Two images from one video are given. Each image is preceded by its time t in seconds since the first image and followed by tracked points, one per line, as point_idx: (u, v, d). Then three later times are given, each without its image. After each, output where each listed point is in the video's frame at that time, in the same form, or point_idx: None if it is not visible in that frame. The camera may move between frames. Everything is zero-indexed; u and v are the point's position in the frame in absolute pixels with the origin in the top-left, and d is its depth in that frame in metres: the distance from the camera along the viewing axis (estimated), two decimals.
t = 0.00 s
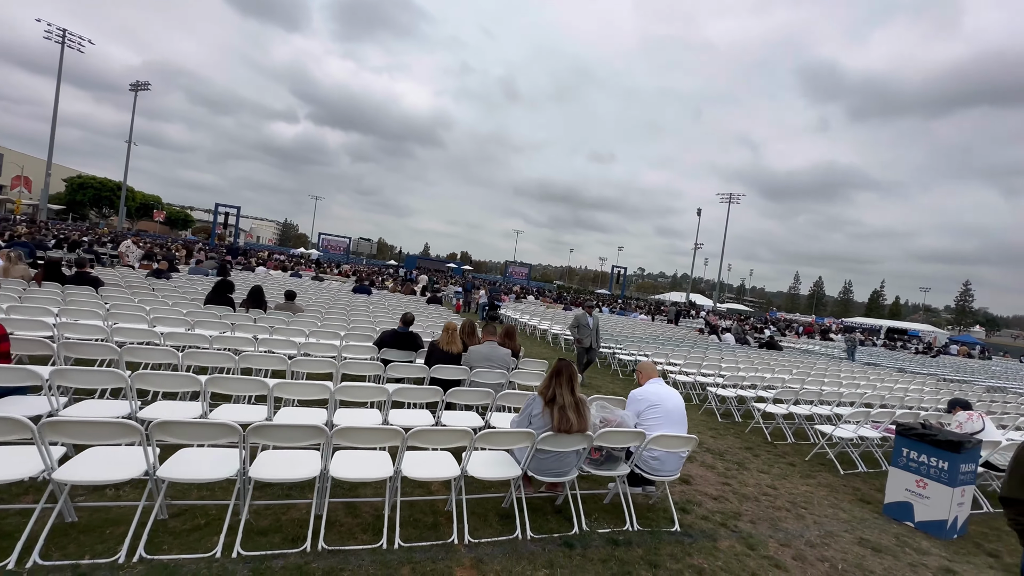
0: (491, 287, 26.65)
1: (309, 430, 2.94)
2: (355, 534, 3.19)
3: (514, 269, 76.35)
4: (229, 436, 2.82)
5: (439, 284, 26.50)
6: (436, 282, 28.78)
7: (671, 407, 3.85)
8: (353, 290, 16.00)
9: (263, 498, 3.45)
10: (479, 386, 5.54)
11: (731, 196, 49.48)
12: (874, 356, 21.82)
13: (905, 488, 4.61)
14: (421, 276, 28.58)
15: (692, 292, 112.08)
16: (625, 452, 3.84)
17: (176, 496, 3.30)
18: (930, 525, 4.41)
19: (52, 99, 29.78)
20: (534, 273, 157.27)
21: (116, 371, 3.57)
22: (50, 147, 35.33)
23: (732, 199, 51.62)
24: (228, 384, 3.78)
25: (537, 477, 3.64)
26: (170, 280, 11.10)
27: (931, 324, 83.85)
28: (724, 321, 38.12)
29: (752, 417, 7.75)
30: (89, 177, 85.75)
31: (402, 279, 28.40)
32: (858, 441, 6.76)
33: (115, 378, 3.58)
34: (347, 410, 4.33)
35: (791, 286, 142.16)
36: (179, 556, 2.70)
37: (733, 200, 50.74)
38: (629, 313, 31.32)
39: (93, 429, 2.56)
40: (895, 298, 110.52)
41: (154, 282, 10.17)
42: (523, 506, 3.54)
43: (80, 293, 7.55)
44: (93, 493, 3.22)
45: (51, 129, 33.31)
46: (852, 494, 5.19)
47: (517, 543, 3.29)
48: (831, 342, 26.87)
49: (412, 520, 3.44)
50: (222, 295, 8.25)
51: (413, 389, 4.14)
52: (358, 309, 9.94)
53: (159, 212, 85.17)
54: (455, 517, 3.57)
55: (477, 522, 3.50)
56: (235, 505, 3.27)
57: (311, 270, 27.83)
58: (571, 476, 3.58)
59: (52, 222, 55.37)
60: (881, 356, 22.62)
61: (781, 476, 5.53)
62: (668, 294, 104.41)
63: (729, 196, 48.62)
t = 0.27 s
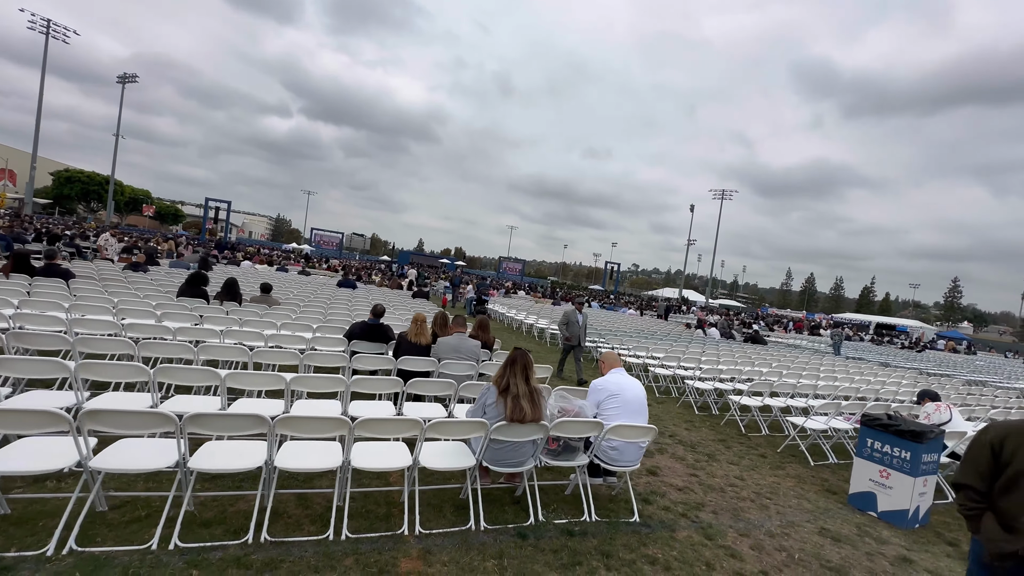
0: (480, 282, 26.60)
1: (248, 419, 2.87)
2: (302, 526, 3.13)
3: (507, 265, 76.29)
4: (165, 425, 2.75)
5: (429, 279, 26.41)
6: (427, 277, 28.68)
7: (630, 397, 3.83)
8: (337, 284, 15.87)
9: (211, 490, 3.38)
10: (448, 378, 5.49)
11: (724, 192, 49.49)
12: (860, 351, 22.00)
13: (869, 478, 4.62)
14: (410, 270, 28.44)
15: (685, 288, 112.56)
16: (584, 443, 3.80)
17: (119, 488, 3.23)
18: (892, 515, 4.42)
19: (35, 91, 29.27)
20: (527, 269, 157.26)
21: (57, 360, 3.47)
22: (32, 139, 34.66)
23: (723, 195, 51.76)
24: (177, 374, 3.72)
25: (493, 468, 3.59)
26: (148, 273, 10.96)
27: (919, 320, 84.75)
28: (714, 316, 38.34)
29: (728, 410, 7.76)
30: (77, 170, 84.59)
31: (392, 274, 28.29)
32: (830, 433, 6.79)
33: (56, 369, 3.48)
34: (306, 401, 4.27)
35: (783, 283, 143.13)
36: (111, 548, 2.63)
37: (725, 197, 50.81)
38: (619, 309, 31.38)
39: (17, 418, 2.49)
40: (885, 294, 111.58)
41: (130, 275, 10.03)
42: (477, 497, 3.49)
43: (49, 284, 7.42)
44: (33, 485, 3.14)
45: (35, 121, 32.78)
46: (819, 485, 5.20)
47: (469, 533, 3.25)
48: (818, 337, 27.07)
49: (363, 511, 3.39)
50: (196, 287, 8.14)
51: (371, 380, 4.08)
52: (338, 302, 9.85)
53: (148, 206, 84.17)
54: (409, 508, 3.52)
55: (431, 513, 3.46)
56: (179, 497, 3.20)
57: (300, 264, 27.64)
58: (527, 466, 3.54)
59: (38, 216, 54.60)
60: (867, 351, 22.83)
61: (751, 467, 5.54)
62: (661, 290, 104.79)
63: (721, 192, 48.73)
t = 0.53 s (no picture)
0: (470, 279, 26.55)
1: (187, 420, 2.80)
2: (247, 527, 3.07)
3: (501, 262, 76.19)
4: (96, 426, 2.69)
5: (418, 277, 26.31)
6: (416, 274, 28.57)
7: (589, 394, 3.80)
8: (322, 281, 15.77)
9: (157, 491, 3.31)
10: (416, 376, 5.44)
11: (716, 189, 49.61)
12: (846, 348, 22.17)
13: (832, 475, 4.63)
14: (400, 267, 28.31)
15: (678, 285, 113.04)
16: (542, 441, 3.77)
17: (60, 490, 3.16)
18: (854, 511, 4.42)
19: (17, 85, 28.79)
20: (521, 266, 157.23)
21: None
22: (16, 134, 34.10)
23: (715, 193, 51.44)
24: (125, 372, 3.67)
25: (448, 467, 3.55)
26: (124, 271, 10.79)
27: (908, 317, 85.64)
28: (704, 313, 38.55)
29: (704, 407, 7.76)
30: (64, 166, 83.43)
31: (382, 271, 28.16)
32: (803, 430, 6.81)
33: None
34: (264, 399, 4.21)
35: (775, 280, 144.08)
36: (41, 552, 2.56)
37: (717, 194, 50.91)
38: (609, 306, 31.45)
39: None
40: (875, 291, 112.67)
41: (104, 272, 9.87)
42: (430, 496, 3.45)
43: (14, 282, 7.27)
44: None
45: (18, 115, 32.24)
46: (786, 481, 5.21)
47: (419, 534, 3.20)
48: (806, 333, 27.26)
49: (313, 512, 3.33)
50: (169, 285, 8.02)
51: (327, 378, 4.03)
52: (316, 299, 9.76)
53: (137, 203, 83.09)
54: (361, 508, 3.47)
55: (383, 514, 3.41)
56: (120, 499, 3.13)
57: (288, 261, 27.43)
58: (481, 466, 3.51)
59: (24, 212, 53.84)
60: (853, 348, 23.03)
61: (720, 464, 5.54)
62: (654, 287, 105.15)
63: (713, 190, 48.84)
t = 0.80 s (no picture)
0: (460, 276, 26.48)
1: (122, 408, 2.76)
2: (188, 519, 3.01)
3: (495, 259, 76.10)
4: (23, 416, 2.64)
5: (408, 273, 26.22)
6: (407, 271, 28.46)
7: (546, 384, 3.77)
8: (307, 277, 15.64)
9: (99, 483, 3.25)
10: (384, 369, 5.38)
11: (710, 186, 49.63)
12: (834, 344, 22.30)
13: (797, 466, 4.63)
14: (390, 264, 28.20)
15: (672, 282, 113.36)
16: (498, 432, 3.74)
17: None
18: (817, 502, 4.42)
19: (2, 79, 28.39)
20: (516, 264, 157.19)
21: None
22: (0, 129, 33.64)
23: (711, 190, 51.13)
24: (70, 363, 3.64)
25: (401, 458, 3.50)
26: (101, 266, 10.65)
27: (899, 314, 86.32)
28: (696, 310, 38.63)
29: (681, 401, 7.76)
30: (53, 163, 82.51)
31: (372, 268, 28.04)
32: (777, 423, 6.81)
33: None
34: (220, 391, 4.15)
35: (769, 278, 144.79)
36: None
37: (711, 191, 50.92)
38: (600, 302, 31.48)
39: None
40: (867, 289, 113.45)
41: (80, 268, 9.73)
42: (381, 487, 3.40)
43: None
44: None
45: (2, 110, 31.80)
46: (754, 473, 5.20)
47: (366, 525, 3.15)
48: (795, 329, 27.39)
49: (260, 504, 3.27)
50: (141, 279, 7.90)
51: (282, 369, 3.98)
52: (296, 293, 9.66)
53: (127, 200, 82.28)
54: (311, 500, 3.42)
55: (332, 505, 3.36)
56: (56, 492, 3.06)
57: (277, 258, 27.24)
58: (434, 457, 3.46)
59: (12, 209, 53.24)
60: (841, 343, 23.15)
61: (690, 456, 5.52)
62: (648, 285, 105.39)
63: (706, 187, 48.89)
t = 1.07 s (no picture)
0: (451, 275, 26.40)
1: (45, 409, 2.71)
2: (126, 522, 2.93)
3: (490, 259, 75.99)
4: None
5: (399, 273, 26.09)
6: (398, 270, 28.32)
7: (503, 382, 3.72)
8: (293, 276, 15.53)
9: (38, 486, 3.16)
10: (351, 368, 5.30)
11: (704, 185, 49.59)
12: (824, 342, 22.35)
13: (764, 464, 4.58)
14: (381, 263, 28.08)
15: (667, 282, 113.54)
16: (455, 431, 3.67)
17: None
18: (784, 501, 4.37)
19: None
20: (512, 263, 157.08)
21: None
22: None
23: (706, 189, 50.71)
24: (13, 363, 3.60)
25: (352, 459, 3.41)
26: (78, 265, 10.50)
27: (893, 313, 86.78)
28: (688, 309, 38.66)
29: (660, 399, 7.71)
30: (44, 163, 81.67)
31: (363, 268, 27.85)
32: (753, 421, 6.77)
33: None
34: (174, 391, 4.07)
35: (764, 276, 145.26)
36: None
37: (705, 189, 50.87)
38: (592, 301, 31.47)
39: None
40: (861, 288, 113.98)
41: (54, 267, 9.57)
42: (331, 488, 3.31)
43: None
44: None
45: None
46: (725, 471, 5.15)
47: (312, 527, 3.08)
48: (786, 328, 27.44)
49: (205, 506, 3.19)
50: (114, 278, 7.78)
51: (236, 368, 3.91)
52: (275, 292, 9.56)
53: (120, 200, 81.74)
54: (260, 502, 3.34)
55: (280, 507, 3.28)
56: None
57: (267, 258, 27.04)
58: (386, 457, 3.38)
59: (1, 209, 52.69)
60: (830, 342, 23.22)
61: (661, 455, 5.47)
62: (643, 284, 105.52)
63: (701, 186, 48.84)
